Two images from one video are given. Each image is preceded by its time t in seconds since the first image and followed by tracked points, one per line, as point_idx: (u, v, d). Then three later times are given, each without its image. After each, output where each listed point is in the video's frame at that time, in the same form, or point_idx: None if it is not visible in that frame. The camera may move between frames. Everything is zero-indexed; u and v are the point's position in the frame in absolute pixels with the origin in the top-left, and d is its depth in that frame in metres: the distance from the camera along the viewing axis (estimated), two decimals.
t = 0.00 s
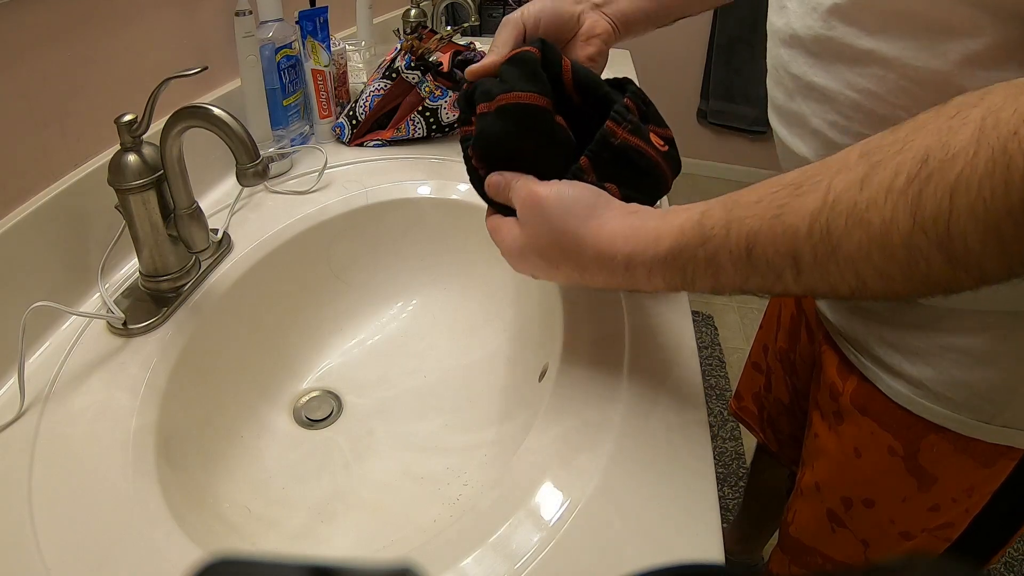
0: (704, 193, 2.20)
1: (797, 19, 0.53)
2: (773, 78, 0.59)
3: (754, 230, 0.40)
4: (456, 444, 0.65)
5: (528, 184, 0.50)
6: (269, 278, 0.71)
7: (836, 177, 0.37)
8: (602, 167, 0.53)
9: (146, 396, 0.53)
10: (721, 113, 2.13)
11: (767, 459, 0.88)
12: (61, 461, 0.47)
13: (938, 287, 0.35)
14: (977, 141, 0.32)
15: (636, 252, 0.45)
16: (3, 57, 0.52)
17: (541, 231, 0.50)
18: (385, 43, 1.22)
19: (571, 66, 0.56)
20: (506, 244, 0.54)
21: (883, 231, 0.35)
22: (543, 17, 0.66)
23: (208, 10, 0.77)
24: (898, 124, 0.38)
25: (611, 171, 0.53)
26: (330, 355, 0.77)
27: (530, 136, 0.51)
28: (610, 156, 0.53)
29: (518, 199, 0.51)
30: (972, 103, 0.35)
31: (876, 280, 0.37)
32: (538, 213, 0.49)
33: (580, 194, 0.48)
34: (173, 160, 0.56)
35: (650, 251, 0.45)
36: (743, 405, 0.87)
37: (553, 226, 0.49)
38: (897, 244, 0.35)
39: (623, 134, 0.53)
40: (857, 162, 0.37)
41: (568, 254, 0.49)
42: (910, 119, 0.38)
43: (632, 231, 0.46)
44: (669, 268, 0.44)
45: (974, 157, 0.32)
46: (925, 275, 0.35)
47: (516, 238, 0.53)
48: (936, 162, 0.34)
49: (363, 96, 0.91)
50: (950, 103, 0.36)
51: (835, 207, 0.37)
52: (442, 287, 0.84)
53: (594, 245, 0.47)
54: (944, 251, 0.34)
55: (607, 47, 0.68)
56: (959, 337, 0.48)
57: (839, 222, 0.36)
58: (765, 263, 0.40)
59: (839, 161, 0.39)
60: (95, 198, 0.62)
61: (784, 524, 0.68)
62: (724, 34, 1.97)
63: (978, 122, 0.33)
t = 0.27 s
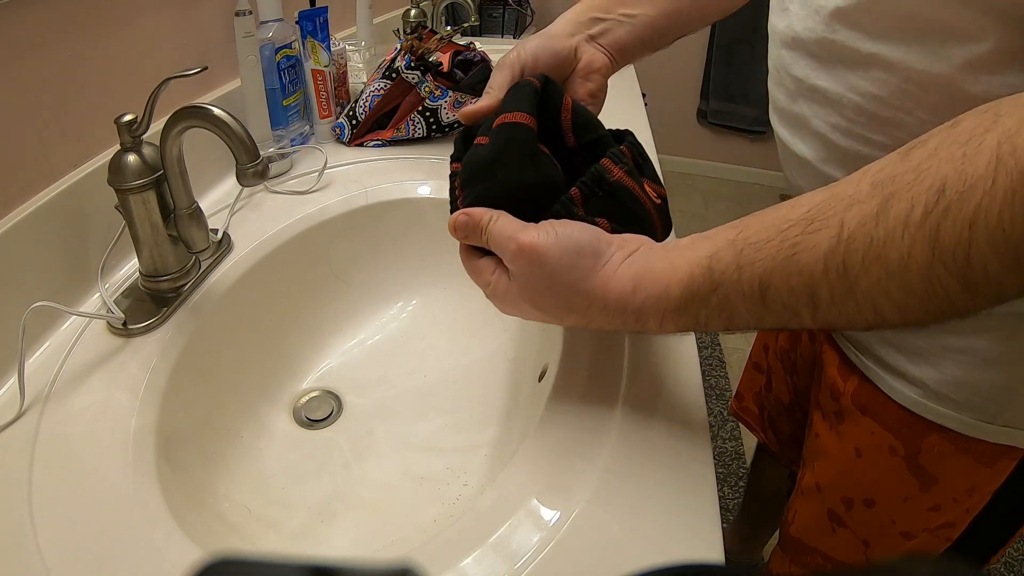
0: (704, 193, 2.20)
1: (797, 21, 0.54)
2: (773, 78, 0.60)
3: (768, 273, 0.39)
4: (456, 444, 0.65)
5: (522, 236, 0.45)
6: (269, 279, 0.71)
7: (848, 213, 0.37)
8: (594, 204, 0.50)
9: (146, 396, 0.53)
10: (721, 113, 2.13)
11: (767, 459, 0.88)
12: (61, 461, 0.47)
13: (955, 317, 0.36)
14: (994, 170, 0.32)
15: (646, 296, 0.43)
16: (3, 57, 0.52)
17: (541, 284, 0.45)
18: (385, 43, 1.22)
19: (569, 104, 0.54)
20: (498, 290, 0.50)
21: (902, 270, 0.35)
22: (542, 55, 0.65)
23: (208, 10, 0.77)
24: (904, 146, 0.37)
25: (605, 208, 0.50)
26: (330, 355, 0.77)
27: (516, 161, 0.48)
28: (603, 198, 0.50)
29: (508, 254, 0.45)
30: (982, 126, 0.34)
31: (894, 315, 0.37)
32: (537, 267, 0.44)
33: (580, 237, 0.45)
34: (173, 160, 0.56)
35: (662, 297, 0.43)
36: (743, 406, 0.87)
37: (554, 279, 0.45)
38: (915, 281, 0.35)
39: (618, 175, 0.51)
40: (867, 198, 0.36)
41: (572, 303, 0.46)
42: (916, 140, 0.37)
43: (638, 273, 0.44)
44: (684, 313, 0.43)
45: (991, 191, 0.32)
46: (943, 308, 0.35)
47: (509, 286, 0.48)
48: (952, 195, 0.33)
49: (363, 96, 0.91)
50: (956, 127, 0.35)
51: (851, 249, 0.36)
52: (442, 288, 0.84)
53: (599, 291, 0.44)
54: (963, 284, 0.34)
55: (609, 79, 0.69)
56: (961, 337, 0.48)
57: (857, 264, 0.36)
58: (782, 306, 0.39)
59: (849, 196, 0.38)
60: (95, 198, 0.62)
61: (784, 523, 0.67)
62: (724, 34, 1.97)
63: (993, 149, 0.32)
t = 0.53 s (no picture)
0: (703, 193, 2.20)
1: (800, 24, 0.54)
2: (773, 80, 0.60)
3: (782, 299, 0.38)
4: (456, 444, 0.65)
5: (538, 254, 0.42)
6: (269, 279, 0.71)
7: (864, 236, 0.35)
8: (593, 220, 0.50)
9: (146, 396, 0.53)
10: (721, 113, 2.13)
11: (767, 459, 0.88)
12: (61, 461, 0.47)
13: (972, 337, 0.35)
14: (1015, 193, 0.31)
15: (657, 322, 0.42)
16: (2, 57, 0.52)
17: (548, 305, 0.43)
18: (385, 43, 1.22)
19: (557, 119, 0.54)
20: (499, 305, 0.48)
21: (923, 294, 0.34)
22: (531, 46, 0.64)
23: (208, 10, 0.77)
24: (919, 164, 0.36)
25: (603, 224, 0.51)
26: (330, 355, 0.77)
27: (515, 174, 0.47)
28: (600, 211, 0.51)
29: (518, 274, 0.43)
30: (999, 146, 0.33)
31: (911, 340, 0.36)
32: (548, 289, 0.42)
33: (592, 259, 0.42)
34: (173, 160, 0.56)
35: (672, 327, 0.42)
36: (743, 406, 0.87)
37: (563, 299, 0.42)
38: (932, 306, 0.34)
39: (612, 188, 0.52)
40: (884, 219, 0.35)
41: (580, 327, 0.44)
42: (931, 158, 0.36)
43: (649, 298, 0.42)
44: (698, 340, 0.41)
45: (1011, 217, 0.31)
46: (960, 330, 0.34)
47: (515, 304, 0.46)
48: (972, 219, 0.32)
49: (363, 96, 0.91)
50: (971, 145, 0.34)
51: (870, 275, 0.35)
52: (442, 287, 0.84)
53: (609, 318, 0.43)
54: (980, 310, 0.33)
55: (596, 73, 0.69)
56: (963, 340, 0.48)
57: (876, 290, 0.35)
58: (798, 331, 0.38)
59: (866, 216, 0.36)
60: (95, 198, 0.62)
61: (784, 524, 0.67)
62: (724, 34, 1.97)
63: (1013, 171, 0.31)
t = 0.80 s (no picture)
0: (703, 194, 2.20)
1: (803, 30, 0.53)
2: (775, 84, 0.60)
3: (812, 247, 0.31)
4: (456, 444, 0.65)
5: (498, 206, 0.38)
6: (269, 280, 0.71)
7: (892, 195, 0.31)
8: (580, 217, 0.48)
9: (146, 396, 0.53)
10: (721, 113, 2.13)
11: (767, 459, 0.88)
12: (61, 462, 0.47)
13: (987, 336, 0.32)
14: None
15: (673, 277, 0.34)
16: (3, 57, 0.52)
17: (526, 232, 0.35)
18: (385, 43, 1.22)
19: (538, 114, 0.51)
20: (468, 272, 0.38)
21: (956, 260, 0.30)
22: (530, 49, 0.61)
23: (208, 10, 0.77)
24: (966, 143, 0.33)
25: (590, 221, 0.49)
26: (330, 355, 0.77)
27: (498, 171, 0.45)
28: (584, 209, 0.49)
29: (439, 248, 0.40)
30: None
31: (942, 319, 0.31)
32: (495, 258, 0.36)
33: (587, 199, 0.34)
34: (173, 161, 0.56)
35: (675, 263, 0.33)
36: (743, 407, 0.87)
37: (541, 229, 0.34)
38: (961, 283, 0.30)
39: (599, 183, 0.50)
40: (913, 180, 0.31)
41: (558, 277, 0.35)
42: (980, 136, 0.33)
43: (665, 251, 0.33)
44: (704, 300, 0.35)
45: None
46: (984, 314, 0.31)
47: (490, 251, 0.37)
48: None
49: (363, 96, 0.91)
50: None
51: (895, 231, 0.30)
52: (442, 287, 0.84)
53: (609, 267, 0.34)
54: None
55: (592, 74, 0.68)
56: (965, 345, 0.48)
57: (903, 250, 0.30)
58: (802, 304, 0.33)
59: (896, 174, 0.33)
60: (95, 198, 0.62)
61: (784, 527, 0.68)
62: (723, 34, 1.97)
63: None
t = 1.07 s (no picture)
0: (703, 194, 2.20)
1: (804, 34, 0.50)
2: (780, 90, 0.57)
3: (826, 121, 0.34)
4: (456, 444, 0.65)
5: (494, 114, 0.38)
6: (268, 281, 0.71)
7: (900, 93, 0.35)
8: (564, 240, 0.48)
9: (146, 396, 0.53)
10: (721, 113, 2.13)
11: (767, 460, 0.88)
12: (62, 461, 0.47)
13: (970, 266, 0.35)
14: None
15: (713, 129, 0.35)
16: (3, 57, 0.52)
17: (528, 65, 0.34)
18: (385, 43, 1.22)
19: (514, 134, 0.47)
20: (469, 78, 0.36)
21: (950, 173, 0.33)
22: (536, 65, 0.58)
23: (208, 10, 0.77)
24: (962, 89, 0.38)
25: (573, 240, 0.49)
26: (331, 355, 0.77)
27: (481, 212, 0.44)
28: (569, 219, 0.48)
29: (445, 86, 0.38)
30: None
31: (929, 230, 0.34)
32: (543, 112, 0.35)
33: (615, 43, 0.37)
34: (173, 161, 0.56)
35: (718, 92, 0.36)
36: (744, 412, 0.87)
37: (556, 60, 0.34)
38: (954, 200, 0.33)
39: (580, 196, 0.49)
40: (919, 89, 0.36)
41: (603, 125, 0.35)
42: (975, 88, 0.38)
43: (683, 81, 0.35)
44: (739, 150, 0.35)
45: None
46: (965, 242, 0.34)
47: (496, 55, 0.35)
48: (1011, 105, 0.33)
49: (363, 96, 0.91)
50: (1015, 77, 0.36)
51: (906, 120, 0.33)
52: (442, 287, 0.84)
53: (652, 104, 0.35)
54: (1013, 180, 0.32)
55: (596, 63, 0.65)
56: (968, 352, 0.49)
57: (910, 141, 0.33)
58: (818, 175, 0.35)
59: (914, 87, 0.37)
60: (95, 198, 0.62)
61: (787, 531, 0.68)
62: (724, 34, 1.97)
63: None
